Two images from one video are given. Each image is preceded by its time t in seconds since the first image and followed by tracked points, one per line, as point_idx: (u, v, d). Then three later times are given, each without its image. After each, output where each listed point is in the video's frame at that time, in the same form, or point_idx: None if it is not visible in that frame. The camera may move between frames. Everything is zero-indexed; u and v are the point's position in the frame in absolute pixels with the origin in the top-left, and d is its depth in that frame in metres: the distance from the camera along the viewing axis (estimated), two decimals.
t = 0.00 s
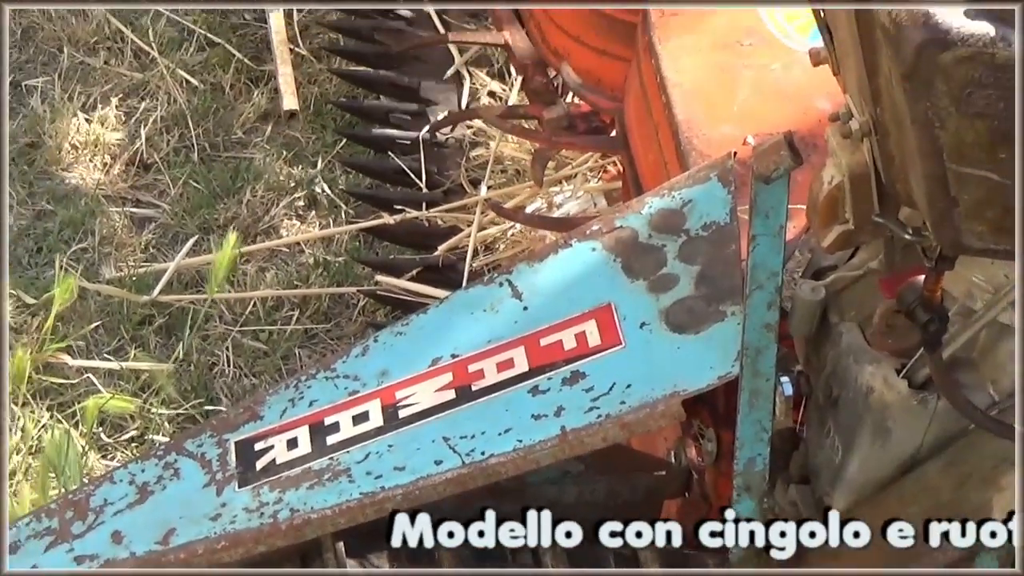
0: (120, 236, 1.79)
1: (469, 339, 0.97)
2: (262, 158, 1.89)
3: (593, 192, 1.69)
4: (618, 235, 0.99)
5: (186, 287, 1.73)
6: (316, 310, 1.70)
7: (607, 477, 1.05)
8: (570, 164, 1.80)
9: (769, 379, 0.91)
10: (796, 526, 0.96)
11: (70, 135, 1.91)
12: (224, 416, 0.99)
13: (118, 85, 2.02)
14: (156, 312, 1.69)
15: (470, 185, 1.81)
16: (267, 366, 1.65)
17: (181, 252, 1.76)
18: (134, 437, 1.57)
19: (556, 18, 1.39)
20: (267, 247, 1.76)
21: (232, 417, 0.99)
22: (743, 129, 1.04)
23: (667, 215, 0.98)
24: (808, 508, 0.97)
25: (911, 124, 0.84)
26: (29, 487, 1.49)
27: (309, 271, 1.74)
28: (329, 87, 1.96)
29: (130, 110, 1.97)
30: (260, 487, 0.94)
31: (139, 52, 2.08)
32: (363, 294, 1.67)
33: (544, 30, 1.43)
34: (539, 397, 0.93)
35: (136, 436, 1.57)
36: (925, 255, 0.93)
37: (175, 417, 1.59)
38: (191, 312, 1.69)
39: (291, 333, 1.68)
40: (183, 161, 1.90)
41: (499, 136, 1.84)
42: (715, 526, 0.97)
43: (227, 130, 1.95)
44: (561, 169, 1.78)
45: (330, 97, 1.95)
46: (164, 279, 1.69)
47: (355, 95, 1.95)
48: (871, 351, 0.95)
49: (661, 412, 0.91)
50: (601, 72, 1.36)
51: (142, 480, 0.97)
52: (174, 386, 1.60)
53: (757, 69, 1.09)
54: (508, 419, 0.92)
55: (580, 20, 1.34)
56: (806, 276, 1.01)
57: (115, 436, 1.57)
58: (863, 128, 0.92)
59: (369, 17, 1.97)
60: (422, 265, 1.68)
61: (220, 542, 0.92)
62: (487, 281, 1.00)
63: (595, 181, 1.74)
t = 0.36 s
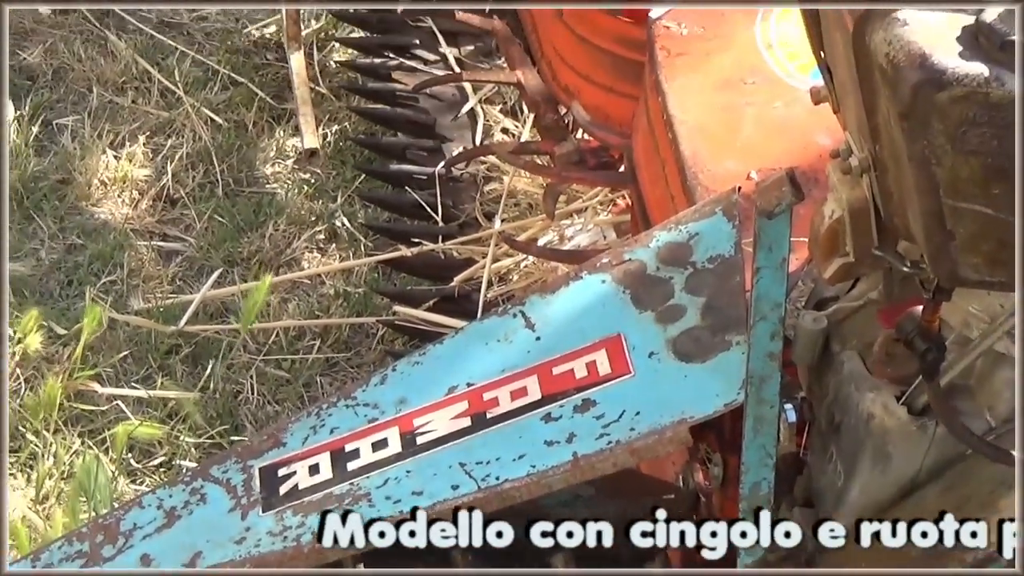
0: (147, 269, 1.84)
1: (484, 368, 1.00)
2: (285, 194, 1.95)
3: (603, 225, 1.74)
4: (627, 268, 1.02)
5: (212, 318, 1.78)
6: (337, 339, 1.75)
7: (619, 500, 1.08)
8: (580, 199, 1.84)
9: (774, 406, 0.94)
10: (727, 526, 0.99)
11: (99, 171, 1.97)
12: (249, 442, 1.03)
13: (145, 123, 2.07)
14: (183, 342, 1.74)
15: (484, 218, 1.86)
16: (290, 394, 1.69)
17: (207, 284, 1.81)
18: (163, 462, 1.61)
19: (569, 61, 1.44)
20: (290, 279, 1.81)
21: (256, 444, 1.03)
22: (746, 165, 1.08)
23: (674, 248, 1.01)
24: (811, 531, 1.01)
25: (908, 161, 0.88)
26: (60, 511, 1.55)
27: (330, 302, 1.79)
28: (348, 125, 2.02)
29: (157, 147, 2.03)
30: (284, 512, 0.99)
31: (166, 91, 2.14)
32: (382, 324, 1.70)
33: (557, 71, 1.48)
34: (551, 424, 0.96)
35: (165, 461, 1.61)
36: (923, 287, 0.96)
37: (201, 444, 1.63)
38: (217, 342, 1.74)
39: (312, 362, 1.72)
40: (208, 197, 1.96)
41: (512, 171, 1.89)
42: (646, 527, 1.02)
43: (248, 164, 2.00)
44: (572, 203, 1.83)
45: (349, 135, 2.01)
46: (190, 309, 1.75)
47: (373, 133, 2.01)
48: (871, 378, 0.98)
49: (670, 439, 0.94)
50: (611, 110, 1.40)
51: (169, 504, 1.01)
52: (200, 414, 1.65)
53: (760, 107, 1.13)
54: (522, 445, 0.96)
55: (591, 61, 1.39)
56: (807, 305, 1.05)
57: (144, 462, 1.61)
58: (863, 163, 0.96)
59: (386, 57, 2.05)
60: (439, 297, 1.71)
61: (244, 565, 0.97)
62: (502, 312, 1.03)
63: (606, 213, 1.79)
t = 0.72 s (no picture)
0: (175, 290, 1.88)
1: (501, 390, 1.04)
2: (308, 219, 1.99)
3: (615, 249, 1.82)
4: (639, 293, 1.05)
5: (238, 338, 1.82)
6: (358, 359, 1.79)
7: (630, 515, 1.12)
8: (593, 223, 1.92)
9: (780, 428, 0.98)
10: (658, 526, 1.05)
11: (129, 197, 2.02)
12: (273, 460, 1.06)
13: (174, 149, 2.13)
14: (209, 361, 1.77)
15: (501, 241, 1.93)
16: (312, 412, 1.73)
17: (233, 305, 1.85)
18: (190, 477, 1.65)
19: (587, 93, 1.53)
20: (312, 300, 1.85)
21: (280, 461, 1.06)
22: (752, 193, 1.11)
23: (685, 274, 1.05)
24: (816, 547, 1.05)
25: (912, 194, 0.92)
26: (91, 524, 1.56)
27: (351, 323, 1.83)
28: (370, 152, 2.08)
29: (185, 173, 2.08)
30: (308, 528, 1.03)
31: (193, 119, 2.20)
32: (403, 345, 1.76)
33: (575, 101, 1.58)
34: (566, 444, 1.00)
35: (192, 476, 1.64)
36: (925, 313, 1.00)
37: (227, 460, 1.66)
38: (241, 362, 1.78)
39: (334, 381, 1.77)
40: (235, 221, 2.01)
41: (527, 198, 1.97)
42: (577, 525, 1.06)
43: (275, 193, 2.06)
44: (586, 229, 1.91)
45: (370, 161, 2.07)
46: (217, 329, 1.79)
47: (394, 159, 2.07)
48: (875, 401, 1.02)
49: (680, 458, 0.98)
50: (626, 141, 1.48)
51: (197, 521, 1.05)
52: (226, 431, 1.68)
53: (768, 137, 1.16)
54: (538, 464, 1.00)
55: (607, 92, 1.47)
56: (813, 330, 1.09)
57: (172, 477, 1.65)
58: (868, 195, 1.00)
59: (407, 86, 2.17)
60: (457, 318, 1.78)
61: None
62: (518, 336, 1.06)
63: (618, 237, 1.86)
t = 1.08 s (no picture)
0: (194, 297, 1.92)
1: (511, 397, 1.08)
2: (323, 228, 2.05)
3: (618, 258, 1.87)
4: (644, 303, 1.09)
5: (255, 343, 1.86)
6: (371, 364, 1.84)
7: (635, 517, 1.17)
8: (598, 233, 1.99)
9: (781, 434, 1.01)
10: (590, 527, 1.09)
11: (150, 207, 2.06)
12: (292, 464, 1.10)
13: (193, 161, 2.18)
14: (228, 366, 1.81)
15: (508, 251, 2.00)
16: (327, 415, 1.77)
17: (251, 312, 1.89)
18: (209, 478, 1.68)
19: (590, 107, 1.56)
20: (328, 307, 1.90)
21: (298, 465, 1.10)
22: (752, 207, 1.14)
23: (689, 285, 1.08)
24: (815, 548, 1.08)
25: (909, 210, 0.96)
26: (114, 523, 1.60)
27: (365, 330, 1.89)
28: (382, 163, 2.15)
29: (204, 184, 2.13)
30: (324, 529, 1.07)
31: (211, 131, 2.26)
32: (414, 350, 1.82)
33: (578, 116, 1.61)
34: (574, 449, 1.04)
35: (211, 477, 1.68)
36: (922, 324, 1.03)
37: (245, 462, 1.70)
38: (258, 366, 1.82)
39: (348, 386, 1.81)
40: (252, 230, 2.05)
41: (534, 209, 2.05)
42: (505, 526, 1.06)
43: (290, 202, 2.11)
44: (590, 238, 1.97)
45: (382, 173, 2.13)
46: (235, 336, 1.82)
47: (406, 171, 2.13)
48: (872, 408, 1.06)
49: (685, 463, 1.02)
50: (628, 153, 1.52)
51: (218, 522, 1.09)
52: (244, 433, 1.72)
53: (767, 152, 1.19)
54: (547, 468, 1.04)
55: (609, 107, 1.51)
56: (812, 339, 1.12)
57: (191, 478, 1.68)
58: (867, 209, 1.03)
59: (417, 100, 2.22)
60: (466, 324, 1.85)
61: None
62: (527, 345, 1.10)
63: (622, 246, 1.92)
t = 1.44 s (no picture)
0: (208, 305, 1.97)
1: (514, 402, 1.11)
2: (332, 238, 2.10)
3: (618, 265, 1.92)
4: (642, 310, 1.13)
5: (267, 350, 1.90)
6: (380, 369, 1.88)
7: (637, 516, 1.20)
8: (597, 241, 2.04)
9: (776, 437, 1.05)
10: (522, 527, 1.11)
11: (165, 219, 2.11)
12: (304, 469, 1.15)
13: (206, 174, 2.23)
14: (241, 372, 1.85)
15: (511, 258, 2.06)
16: (338, 420, 1.81)
17: (263, 319, 1.93)
18: (224, 481, 1.71)
19: (589, 120, 1.62)
20: (338, 315, 1.95)
21: (310, 470, 1.15)
22: (748, 215, 1.17)
23: (686, 291, 1.12)
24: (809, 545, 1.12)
25: (897, 220, 0.99)
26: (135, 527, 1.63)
27: (373, 336, 1.93)
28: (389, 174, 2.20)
29: (217, 197, 2.18)
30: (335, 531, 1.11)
31: (224, 145, 2.31)
32: (421, 355, 1.87)
33: (578, 128, 1.65)
34: (576, 452, 1.08)
35: (226, 480, 1.71)
36: (911, 329, 1.07)
37: (259, 465, 1.73)
38: (271, 373, 1.86)
39: (357, 391, 1.85)
40: (263, 240, 2.10)
41: (536, 219, 2.11)
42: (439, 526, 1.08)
43: (299, 214, 2.16)
44: (590, 246, 2.02)
45: (389, 183, 2.18)
46: (249, 342, 1.87)
47: (411, 181, 2.19)
48: (863, 409, 1.09)
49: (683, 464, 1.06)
50: (626, 164, 1.57)
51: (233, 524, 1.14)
52: (258, 437, 1.75)
53: (760, 163, 1.22)
54: (550, 471, 1.08)
55: (608, 119, 1.57)
56: (804, 343, 1.16)
57: (207, 481, 1.71)
58: (856, 219, 1.07)
59: (422, 114, 2.29)
60: (471, 329, 1.89)
61: None
62: (530, 351, 1.13)
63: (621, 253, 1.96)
